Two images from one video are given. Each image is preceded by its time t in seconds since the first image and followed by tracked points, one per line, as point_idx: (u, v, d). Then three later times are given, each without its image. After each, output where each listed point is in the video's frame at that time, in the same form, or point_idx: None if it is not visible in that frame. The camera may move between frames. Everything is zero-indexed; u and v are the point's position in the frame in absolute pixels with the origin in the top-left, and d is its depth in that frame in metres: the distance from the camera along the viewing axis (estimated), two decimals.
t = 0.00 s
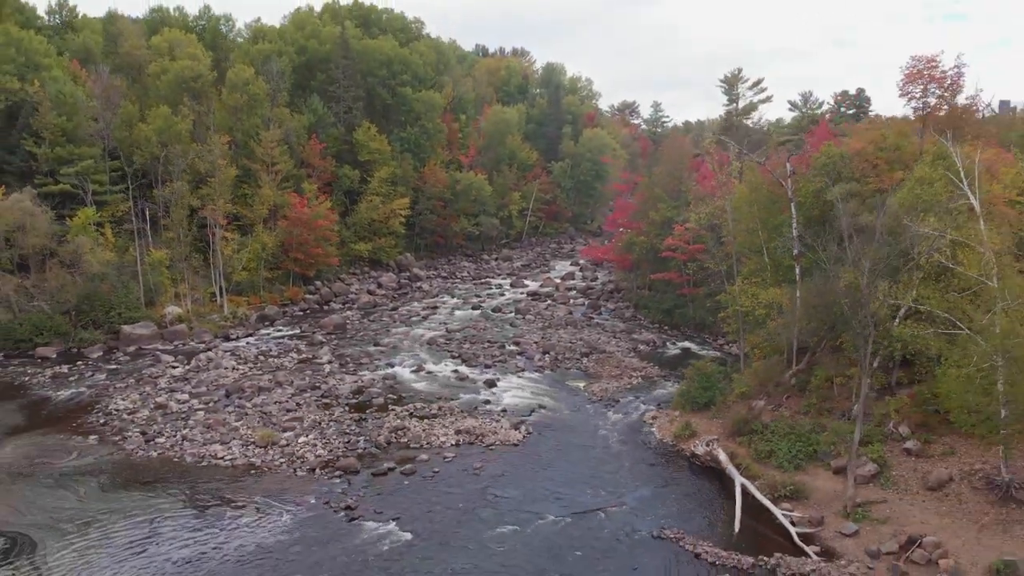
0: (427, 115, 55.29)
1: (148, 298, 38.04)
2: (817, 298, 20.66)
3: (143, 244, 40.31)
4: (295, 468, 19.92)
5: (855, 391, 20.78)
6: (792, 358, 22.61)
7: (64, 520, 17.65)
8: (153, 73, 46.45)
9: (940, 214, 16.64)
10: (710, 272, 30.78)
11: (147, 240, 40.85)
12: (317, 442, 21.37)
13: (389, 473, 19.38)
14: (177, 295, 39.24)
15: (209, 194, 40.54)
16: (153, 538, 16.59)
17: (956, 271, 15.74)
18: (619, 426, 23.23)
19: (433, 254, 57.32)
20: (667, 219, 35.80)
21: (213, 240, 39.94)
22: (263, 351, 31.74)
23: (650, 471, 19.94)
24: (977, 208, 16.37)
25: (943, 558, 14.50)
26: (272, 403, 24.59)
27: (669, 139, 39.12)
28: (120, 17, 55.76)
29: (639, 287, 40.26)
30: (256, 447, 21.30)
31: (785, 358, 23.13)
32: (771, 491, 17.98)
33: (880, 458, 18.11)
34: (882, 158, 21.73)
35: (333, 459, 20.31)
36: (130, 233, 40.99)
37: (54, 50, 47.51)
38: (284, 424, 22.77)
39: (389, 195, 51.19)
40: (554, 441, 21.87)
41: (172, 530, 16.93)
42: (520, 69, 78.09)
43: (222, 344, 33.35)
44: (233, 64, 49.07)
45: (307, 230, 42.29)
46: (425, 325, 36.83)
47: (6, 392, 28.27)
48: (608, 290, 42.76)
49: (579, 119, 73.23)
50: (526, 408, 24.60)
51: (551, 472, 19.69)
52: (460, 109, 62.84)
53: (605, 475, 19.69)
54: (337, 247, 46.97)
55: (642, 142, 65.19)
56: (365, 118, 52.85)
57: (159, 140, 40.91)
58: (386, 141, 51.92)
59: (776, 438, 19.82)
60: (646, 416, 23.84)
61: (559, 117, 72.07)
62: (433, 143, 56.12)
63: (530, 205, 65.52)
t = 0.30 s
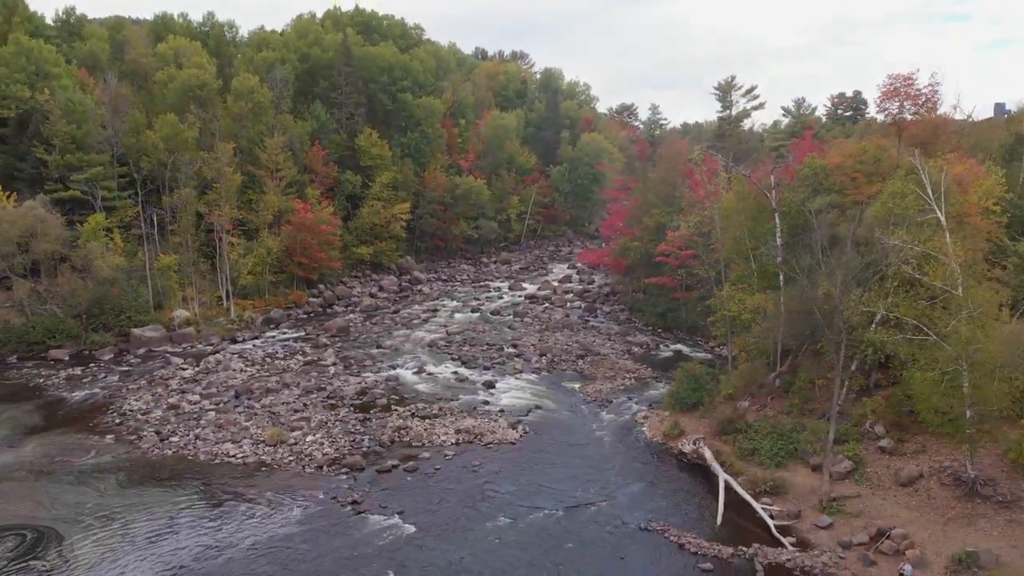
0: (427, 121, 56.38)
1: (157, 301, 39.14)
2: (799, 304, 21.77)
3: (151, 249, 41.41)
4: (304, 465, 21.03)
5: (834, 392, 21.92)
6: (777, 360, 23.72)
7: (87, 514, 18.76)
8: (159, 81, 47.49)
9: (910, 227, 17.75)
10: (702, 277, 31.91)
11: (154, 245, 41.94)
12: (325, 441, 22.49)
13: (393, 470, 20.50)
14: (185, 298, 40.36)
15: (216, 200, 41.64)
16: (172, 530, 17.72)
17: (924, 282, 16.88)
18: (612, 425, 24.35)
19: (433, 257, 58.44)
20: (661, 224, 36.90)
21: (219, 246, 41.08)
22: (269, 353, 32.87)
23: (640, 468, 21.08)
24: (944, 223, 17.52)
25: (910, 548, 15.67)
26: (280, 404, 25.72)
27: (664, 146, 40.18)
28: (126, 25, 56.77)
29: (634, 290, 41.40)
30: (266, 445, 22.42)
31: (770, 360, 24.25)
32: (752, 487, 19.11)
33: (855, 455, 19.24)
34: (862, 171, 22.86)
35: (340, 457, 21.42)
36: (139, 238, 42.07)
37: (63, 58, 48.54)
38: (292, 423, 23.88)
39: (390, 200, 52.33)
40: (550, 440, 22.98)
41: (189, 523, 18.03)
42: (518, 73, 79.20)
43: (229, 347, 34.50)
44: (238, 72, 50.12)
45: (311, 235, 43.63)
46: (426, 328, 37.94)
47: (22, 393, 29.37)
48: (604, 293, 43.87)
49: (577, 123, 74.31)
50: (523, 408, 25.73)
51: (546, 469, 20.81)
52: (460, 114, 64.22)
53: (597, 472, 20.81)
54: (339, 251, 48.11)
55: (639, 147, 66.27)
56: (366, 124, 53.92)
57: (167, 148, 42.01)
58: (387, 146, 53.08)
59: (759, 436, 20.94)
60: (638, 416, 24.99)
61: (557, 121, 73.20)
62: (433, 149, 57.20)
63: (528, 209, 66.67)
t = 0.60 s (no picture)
0: (427, 126, 57.50)
1: (165, 304, 40.22)
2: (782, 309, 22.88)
3: (159, 253, 42.51)
4: (311, 462, 22.14)
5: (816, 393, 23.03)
6: (762, 363, 24.83)
7: (107, 509, 19.89)
8: (165, 88, 48.56)
9: (882, 238, 18.84)
10: (693, 281, 33.02)
11: (162, 249, 43.02)
12: (331, 439, 23.60)
13: (396, 467, 21.61)
14: (192, 301, 41.47)
15: (222, 205, 42.79)
16: (189, 523, 18.83)
17: (893, 290, 18.02)
18: (605, 425, 25.46)
19: (434, 260, 59.56)
20: (654, 229, 37.97)
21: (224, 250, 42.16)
22: (275, 355, 34.01)
23: (630, 465, 22.19)
24: (913, 234, 18.64)
25: (879, 540, 16.78)
26: (287, 404, 26.84)
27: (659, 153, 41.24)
28: (132, 32, 57.89)
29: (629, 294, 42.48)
30: (275, 443, 23.54)
31: (756, 362, 25.36)
32: (735, 482, 20.23)
33: (833, 453, 20.32)
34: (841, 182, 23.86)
35: (346, 455, 22.53)
36: (146, 243, 43.16)
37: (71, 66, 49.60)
38: (299, 423, 24.99)
39: (391, 204, 53.43)
40: (545, 439, 24.09)
41: (204, 516, 19.16)
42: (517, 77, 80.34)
43: (237, 349, 35.65)
44: (243, 79, 51.24)
45: (314, 240, 44.66)
46: (426, 330, 39.04)
47: (37, 394, 30.48)
48: (600, 296, 44.93)
49: (575, 127, 75.42)
50: (520, 408, 26.84)
51: (541, 466, 21.92)
52: (460, 118, 65.51)
53: (590, 468, 21.93)
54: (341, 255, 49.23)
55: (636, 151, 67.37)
56: (368, 130, 55.02)
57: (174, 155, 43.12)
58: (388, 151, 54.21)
59: (744, 435, 22.05)
60: (630, 416, 26.10)
61: (556, 125, 74.32)
62: (433, 153, 58.33)
63: (527, 212, 67.80)
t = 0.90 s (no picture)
0: (427, 131, 58.63)
1: (172, 307, 41.31)
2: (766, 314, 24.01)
3: (165, 257, 43.61)
4: (318, 460, 23.26)
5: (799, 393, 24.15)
6: (748, 365, 25.96)
7: (125, 504, 20.98)
8: (171, 96, 49.64)
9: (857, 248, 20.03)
10: (685, 286, 34.12)
11: (169, 253, 44.13)
12: (336, 438, 24.70)
13: (398, 465, 22.71)
14: (198, 304, 42.59)
15: (228, 211, 43.91)
16: (203, 517, 19.93)
17: (867, 298, 19.19)
18: (598, 424, 26.60)
19: (434, 262, 60.64)
20: (648, 234, 39.04)
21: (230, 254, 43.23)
22: (280, 357, 35.13)
23: (621, 462, 23.31)
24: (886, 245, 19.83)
25: (853, 532, 17.85)
26: (294, 404, 27.98)
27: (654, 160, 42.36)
28: (136, 39, 58.98)
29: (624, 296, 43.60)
30: (283, 442, 24.66)
31: (743, 364, 26.49)
32: (720, 479, 21.34)
33: (814, 451, 21.39)
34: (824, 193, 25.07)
35: (351, 453, 23.66)
36: (154, 247, 44.25)
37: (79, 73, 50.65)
38: (305, 423, 26.12)
39: (392, 208, 54.54)
40: (540, 437, 25.20)
41: (218, 511, 20.26)
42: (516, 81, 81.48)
43: (243, 351, 36.77)
44: (247, 86, 52.37)
45: (317, 244, 45.70)
46: (427, 332, 40.16)
47: (51, 395, 31.56)
48: (597, 298, 46.03)
49: (573, 131, 76.61)
50: (517, 408, 27.95)
51: (536, 464, 23.01)
52: (460, 123, 66.62)
53: (582, 466, 23.03)
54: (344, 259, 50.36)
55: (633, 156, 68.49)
56: (369, 135, 56.14)
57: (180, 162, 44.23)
58: (389, 156, 55.31)
59: (729, 434, 23.15)
60: (622, 415, 27.23)
61: (554, 129, 75.44)
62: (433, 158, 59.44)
63: (525, 215, 68.91)
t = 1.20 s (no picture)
0: (427, 136, 59.70)
1: (179, 310, 42.40)
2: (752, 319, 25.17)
3: (172, 261, 44.71)
4: (324, 458, 24.36)
5: (783, 394, 25.26)
6: (736, 366, 27.08)
7: (141, 499, 22.07)
8: (176, 102, 50.71)
9: (836, 257, 21.20)
10: (677, 290, 35.26)
11: (175, 257, 45.23)
12: (342, 438, 25.79)
13: (401, 462, 23.82)
14: (204, 307, 43.70)
15: (233, 216, 45.02)
16: (217, 512, 21.01)
17: (844, 304, 20.36)
18: (592, 424, 27.74)
19: (434, 265, 61.72)
20: (642, 238, 40.10)
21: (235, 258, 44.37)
22: (286, 358, 36.24)
23: (613, 460, 24.42)
24: (862, 255, 21.02)
25: (830, 525, 18.94)
26: (300, 405, 29.07)
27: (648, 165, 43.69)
28: (142, 46, 60.07)
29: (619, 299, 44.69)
30: (290, 441, 25.75)
31: (731, 366, 27.61)
32: (707, 476, 22.46)
33: (796, 449, 22.49)
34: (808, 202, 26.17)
35: (356, 451, 24.76)
36: (160, 251, 45.32)
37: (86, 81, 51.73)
38: (311, 422, 27.21)
39: (393, 212, 55.64)
40: (536, 436, 26.33)
41: (230, 505, 21.37)
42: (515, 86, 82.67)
43: (249, 353, 37.86)
44: (251, 93, 53.48)
45: (320, 248, 46.94)
46: (427, 334, 41.28)
47: (64, 396, 32.62)
48: (593, 301, 47.10)
49: (571, 135, 77.87)
50: (514, 408, 29.09)
51: (532, 461, 24.13)
52: (459, 126, 68.46)
53: (576, 463, 24.15)
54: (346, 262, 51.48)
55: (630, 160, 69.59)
56: (370, 141, 57.25)
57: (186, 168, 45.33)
58: (390, 161, 56.41)
59: (716, 432, 24.27)
60: (615, 415, 28.36)
61: (552, 133, 76.55)
62: (433, 162, 60.52)
63: (524, 218, 70.01)
